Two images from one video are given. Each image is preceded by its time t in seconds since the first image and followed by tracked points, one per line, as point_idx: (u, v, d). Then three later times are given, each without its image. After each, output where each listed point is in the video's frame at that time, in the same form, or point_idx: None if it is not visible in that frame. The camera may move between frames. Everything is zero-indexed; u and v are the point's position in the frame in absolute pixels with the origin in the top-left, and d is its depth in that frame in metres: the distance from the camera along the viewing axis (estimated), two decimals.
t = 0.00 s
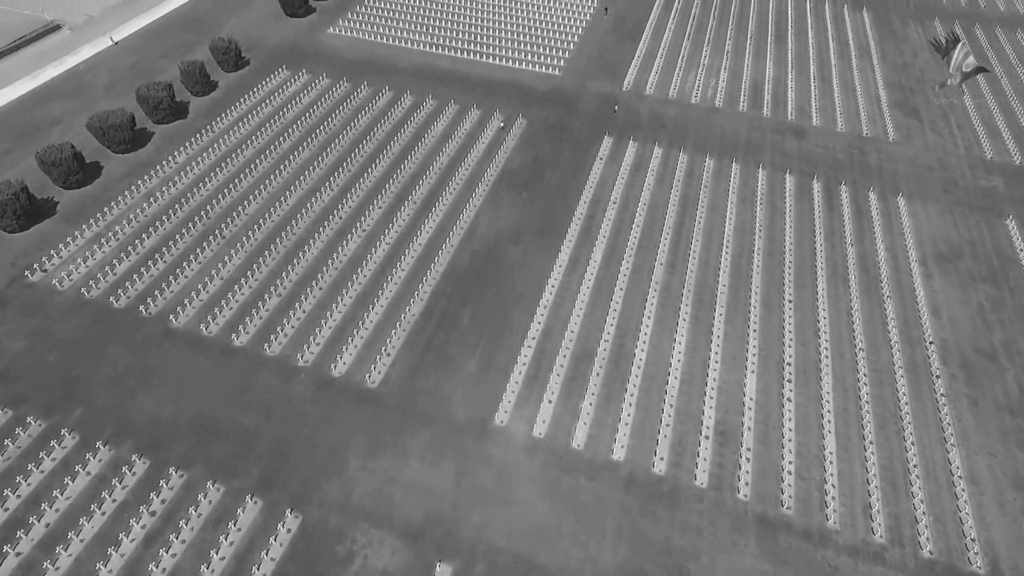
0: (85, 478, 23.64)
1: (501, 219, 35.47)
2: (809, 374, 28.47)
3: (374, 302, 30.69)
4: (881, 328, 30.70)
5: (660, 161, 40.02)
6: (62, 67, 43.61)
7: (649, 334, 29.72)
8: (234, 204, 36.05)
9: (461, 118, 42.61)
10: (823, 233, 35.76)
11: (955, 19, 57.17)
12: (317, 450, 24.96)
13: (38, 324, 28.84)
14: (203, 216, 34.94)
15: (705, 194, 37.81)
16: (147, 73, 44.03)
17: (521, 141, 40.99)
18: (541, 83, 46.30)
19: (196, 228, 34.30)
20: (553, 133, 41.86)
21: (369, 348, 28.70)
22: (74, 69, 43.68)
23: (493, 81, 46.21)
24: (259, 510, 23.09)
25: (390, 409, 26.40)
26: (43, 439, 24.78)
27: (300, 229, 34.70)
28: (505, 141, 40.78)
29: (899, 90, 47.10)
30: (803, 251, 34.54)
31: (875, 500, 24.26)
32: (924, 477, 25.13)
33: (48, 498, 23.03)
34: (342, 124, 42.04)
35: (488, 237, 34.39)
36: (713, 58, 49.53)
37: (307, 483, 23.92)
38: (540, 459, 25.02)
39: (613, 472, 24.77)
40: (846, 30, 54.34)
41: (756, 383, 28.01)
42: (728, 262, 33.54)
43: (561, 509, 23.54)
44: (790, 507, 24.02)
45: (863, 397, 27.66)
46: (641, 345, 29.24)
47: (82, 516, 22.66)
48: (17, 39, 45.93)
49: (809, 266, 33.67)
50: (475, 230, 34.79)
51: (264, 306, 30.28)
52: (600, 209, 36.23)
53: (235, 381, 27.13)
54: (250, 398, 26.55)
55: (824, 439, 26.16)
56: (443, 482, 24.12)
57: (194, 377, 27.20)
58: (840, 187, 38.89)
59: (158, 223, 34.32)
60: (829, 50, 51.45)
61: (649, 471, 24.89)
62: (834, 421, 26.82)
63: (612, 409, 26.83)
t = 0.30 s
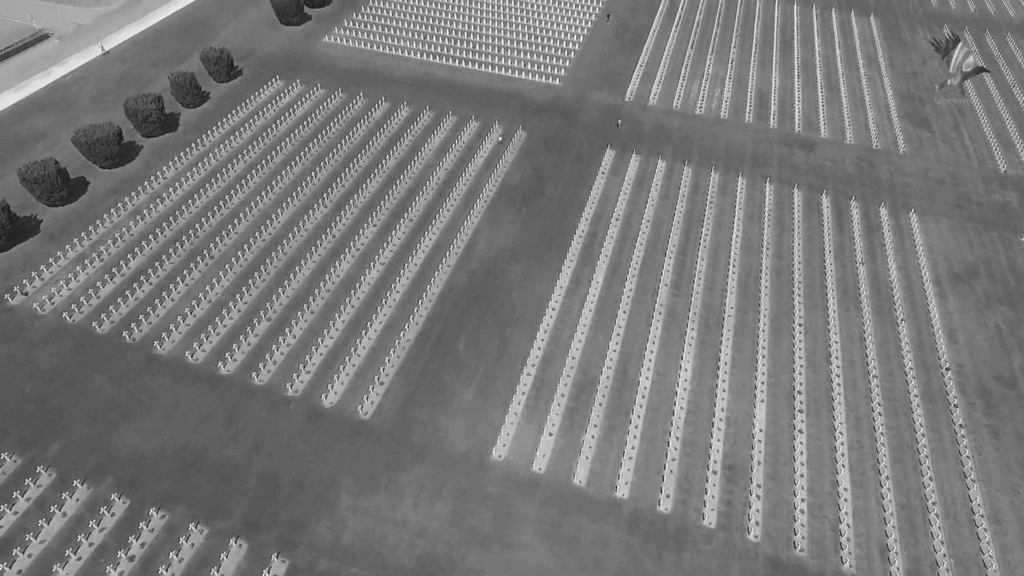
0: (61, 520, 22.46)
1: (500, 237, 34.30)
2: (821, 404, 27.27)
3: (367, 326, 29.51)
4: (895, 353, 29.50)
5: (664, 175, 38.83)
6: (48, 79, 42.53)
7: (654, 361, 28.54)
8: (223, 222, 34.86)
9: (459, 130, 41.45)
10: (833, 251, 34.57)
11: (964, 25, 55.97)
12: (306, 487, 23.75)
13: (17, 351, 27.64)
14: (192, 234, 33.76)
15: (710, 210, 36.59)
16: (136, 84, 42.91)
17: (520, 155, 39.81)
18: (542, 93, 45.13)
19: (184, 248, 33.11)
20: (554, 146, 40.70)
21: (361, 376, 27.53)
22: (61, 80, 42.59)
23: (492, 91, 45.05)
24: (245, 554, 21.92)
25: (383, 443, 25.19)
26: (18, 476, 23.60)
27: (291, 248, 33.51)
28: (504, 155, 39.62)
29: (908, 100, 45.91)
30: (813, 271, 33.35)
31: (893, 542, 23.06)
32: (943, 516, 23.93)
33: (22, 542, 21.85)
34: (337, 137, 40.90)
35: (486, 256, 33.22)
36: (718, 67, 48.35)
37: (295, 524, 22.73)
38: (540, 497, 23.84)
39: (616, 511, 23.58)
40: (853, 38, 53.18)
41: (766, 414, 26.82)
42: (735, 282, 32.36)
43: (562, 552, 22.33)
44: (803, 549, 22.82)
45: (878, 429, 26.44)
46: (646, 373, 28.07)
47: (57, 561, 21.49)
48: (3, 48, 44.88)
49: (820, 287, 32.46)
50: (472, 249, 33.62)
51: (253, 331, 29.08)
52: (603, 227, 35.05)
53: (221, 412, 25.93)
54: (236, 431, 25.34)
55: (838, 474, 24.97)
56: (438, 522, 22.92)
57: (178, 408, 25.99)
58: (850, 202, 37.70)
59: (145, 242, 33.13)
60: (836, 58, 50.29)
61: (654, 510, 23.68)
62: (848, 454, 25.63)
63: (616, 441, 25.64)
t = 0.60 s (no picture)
0: (35, 565, 21.31)
1: (498, 257, 33.14)
2: (833, 436, 26.11)
3: (360, 353, 28.32)
4: (910, 381, 28.29)
5: (668, 190, 37.64)
6: (34, 90, 41.55)
7: (658, 390, 27.37)
8: (212, 240, 33.67)
9: (456, 143, 40.29)
10: (843, 271, 33.37)
11: (973, 33, 54.73)
12: (294, 528, 22.59)
13: None
14: (179, 254, 32.57)
15: (716, 227, 35.40)
16: (125, 97, 41.89)
17: (519, 169, 38.66)
18: (542, 104, 43.96)
19: (171, 268, 31.91)
20: (554, 160, 39.54)
21: (353, 407, 26.35)
22: (48, 93, 41.59)
23: (491, 102, 43.88)
24: None
25: (375, 479, 24.02)
26: None
27: (282, 268, 32.33)
28: (503, 170, 38.45)
29: (918, 110, 44.70)
30: (823, 292, 32.18)
31: None
32: (965, 558, 22.71)
33: None
34: (331, 151, 39.75)
35: (484, 277, 32.05)
36: (723, 77, 47.17)
37: (280, 569, 21.54)
38: (540, 538, 22.64)
39: (620, 553, 22.37)
40: (860, 46, 52.02)
41: (776, 447, 25.64)
42: (742, 304, 31.19)
43: None
44: None
45: (894, 464, 25.24)
46: (650, 402, 26.90)
47: None
48: None
49: (829, 309, 31.29)
50: (469, 269, 32.44)
51: (240, 358, 27.89)
52: (605, 245, 33.86)
53: (205, 446, 24.76)
54: (221, 467, 24.15)
55: (853, 513, 23.77)
56: (431, 567, 21.72)
57: (161, 441, 24.82)
58: (860, 218, 36.51)
59: (131, 262, 31.94)
60: (843, 67, 49.12)
61: (660, 552, 22.48)
62: (863, 490, 24.43)
63: (619, 477, 24.46)
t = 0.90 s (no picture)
0: None
1: (495, 277, 31.99)
2: (845, 470, 25.00)
3: (351, 382, 27.16)
4: (924, 409, 27.14)
5: (670, 206, 36.49)
6: (18, 102, 40.49)
7: (661, 420, 26.23)
8: (199, 260, 32.50)
9: (452, 157, 39.16)
10: (852, 291, 32.21)
11: (982, 40, 53.58)
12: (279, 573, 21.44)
13: None
14: (165, 275, 31.40)
15: (720, 245, 34.24)
16: (112, 109, 40.78)
17: (517, 184, 37.48)
18: (540, 115, 42.81)
19: (155, 290, 30.75)
20: (553, 174, 38.39)
21: (343, 440, 25.18)
22: (32, 105, 40.49)
23: (489, 114, 42.72)
24: None
25: (365, 519, 22.89)
26: None
27: (270, 291, 31.14)
28: (500, 185, 37.28)
29: (927, 121, 43.56)
30: (832, 314, 31.01)
31: None
32: None
33: None
34: (323, 165, 38.61)
35: (481, 299, 30.89)
36: (726, 86, 46.03)
37: None
38: None
39: None
40: (866, 54, 50.90)
41: (785, 482, 24.52)
42: (748, 328, 30.06)
43: None
44: None
45: (909, 500, 24.10)
46: (654, 434, 25.78)
47: None
48: None
49: (839, 332, 30.12)
50: (465, 291, 31.30)
51: (226, 388, 26.72)
52: (606, 265, 32.72)
53: (188, 483, 23.63)
54: (204, 506, 23.02)
55: (867, 554, 22.63)
56: None
57: (141, 478, 23.70)
58: (869, 235, 35.36)
59: (114, 284, 30.75)
60: (849, 75, 47.98)
61: None
62: (877, 529, 23.29)
63: (621, 515, 23.32)
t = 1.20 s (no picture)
0: None
1: (492, 299, 30.83)
2: (858, 507, 23.84)
3: (340, 413, 26.02)
4: (940, 441, 25.96)
5: (673, 223, 35.35)
6: (3, 115, 39.47)
7: (665, 454, 25.08)
8: (185, 282, 31.36)
9: (449, 171, 38.05)
10: (863, 313, 31.03)
11: (990, 47, 52.40)
12: None
13: None
14: (149, 298, 30.24)
15: (725, 264, 33.08)
16: (100, 122, 39.74)
17: (515, 199, 36.34)
18: (540, 127, 41.66)
19: (140, 314, 29.59)
20: (552, 189, 37.24)
21: (331, 477, 24.04)
22: (18, 118, 39.47)
23: (486, 126, 41.58)
24: None
25: (354, 563, 21.73)
26: None
27: (259, 314, 29.99)
28: (497, 201, 36.15)
29: (937, 132, 42.38)
30: (842, 338, 29.84)
31: None
32: None
33: None
34: (316, 181, 37.49)
35: (477, 323, 29.73)
36: (731, 96, 44.87)
37: None
38: None
39: None
40: (874, 62, 49.72)
41: (795, 521, 23.36)
42: (755, 353, 28.92)
43: None
44: None
45: (926, 541, 22.93)
46: (657, 469, 24.65)
47: None
48: None
49: (850, 358, 28.96)
50: (461, 314, 30.16)
51: (210, 420, 25.57)
52: (607, 286, 31.57)
53: (168, 523, 22.49)
54: (185, 549, 21.88)
55: None
56: None
57: (119, 518, 22.55)
58: (879, 253, 34.19)
59: (96, 307, 29.59)
60: (856, 85, 46.80)
61: None
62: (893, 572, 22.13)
63: (624, 558, 22.17)
